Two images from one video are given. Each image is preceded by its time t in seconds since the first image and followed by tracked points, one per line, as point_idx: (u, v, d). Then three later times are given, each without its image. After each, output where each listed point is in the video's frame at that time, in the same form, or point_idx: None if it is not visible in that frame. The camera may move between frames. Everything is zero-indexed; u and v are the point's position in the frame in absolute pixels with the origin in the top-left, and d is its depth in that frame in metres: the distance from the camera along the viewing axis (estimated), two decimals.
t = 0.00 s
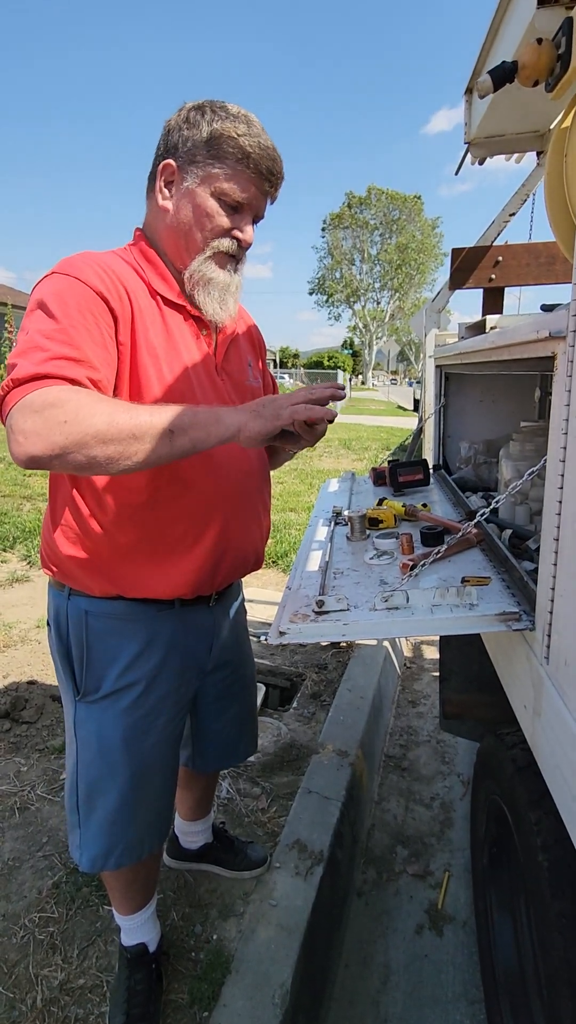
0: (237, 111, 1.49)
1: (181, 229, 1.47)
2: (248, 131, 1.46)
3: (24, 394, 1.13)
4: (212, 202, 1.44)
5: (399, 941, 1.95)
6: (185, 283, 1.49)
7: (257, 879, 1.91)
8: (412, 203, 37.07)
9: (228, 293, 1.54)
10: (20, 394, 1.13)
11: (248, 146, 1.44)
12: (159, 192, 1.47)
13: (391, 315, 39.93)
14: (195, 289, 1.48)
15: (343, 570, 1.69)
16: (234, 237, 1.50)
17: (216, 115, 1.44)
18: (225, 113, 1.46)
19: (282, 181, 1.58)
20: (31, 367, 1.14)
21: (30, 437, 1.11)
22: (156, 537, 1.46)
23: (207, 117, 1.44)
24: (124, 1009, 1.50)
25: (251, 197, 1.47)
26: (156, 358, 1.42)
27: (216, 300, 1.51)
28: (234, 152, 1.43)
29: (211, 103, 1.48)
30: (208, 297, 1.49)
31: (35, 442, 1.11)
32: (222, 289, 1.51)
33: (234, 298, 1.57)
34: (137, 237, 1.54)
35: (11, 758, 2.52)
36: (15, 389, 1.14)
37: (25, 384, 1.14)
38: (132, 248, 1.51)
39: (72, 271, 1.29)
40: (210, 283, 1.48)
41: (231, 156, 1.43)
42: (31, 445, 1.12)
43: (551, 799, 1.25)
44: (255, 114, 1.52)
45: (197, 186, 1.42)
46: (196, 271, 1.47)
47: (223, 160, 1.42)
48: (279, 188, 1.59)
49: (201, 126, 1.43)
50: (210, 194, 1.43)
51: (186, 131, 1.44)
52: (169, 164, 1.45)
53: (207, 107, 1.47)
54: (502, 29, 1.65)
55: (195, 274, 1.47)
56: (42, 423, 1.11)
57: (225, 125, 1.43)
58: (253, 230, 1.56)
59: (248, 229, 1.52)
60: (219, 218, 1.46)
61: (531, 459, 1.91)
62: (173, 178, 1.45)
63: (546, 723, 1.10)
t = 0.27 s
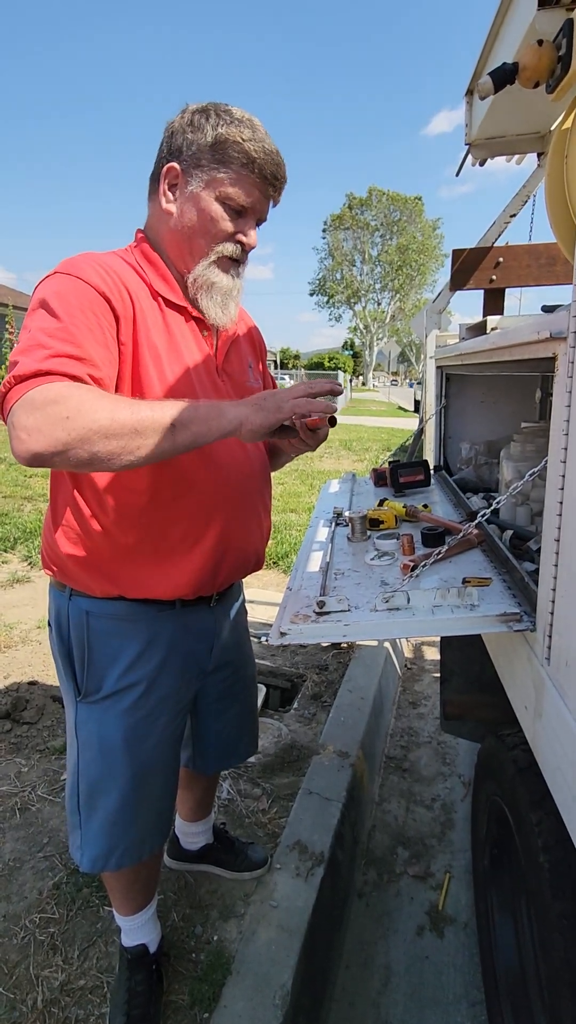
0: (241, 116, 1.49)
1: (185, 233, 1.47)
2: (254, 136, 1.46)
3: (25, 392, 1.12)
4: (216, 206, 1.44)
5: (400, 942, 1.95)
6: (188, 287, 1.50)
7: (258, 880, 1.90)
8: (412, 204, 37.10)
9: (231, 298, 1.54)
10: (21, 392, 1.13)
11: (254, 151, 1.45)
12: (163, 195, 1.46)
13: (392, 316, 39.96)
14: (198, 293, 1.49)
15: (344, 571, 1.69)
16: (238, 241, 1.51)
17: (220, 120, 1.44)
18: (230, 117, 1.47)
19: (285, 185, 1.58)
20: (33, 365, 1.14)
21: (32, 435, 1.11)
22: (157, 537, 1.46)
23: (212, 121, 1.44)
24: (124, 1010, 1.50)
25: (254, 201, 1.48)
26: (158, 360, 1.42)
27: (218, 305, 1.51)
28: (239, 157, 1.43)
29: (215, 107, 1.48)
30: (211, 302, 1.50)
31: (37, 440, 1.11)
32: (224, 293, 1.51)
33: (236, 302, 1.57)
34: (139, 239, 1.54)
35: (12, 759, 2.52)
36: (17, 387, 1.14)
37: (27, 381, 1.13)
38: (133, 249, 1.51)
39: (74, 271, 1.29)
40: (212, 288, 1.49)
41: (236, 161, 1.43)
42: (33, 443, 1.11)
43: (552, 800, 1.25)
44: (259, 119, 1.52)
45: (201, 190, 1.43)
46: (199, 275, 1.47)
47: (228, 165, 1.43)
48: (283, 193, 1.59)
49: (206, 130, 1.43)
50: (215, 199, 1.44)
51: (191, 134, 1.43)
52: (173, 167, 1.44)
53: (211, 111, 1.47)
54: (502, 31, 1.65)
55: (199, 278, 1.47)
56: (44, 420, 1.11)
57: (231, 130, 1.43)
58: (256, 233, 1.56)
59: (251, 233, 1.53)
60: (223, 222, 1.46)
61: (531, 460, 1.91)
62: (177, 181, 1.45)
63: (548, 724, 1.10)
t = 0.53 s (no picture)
0: (246, 120, 1.49)
1: (187, 233, 1.47)
2: (258, 139, 1.46)
3: (29, 400, 1.13)
4: (219, 207, 1.44)
5: (400, 944, 1.95)
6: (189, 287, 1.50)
7: (258, 882, 1.90)
8: (413, 206, 37.14)
9: (232, 298, 1.54)
10: (25, 400, 1.14)
11: (258, 153, 1.45)
12: (166, 195, 1.47)
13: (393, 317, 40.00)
14: (199, 293, 1.49)
15: (345, 572, 1.69)
16: (240, 242, 1.51)
17: (225, 122, 1.45)
18: (235, 120, 1.47)
19: (288, 189, 1.58)
20: (36, 373, 1.15)
21: (35, 443, 1.12)
22: (158, 538, 1.46)
23: (217, 124, 1.44)
24: (124, 1012, 1.50)
25: (258, 204, 1.48)
26: (160, 362, 1.42)
27: (220, 305, 1.51)
28: (243, 159, 1.44)
29: (220, 110, 1.49)
30: (212, 303, 1.50)
31: (40, 448, 1.12)
32: (226, 294, 1.51)
33: (237, 304, 1.57)
34: (141, 240, 1.54)
35: (12, 760, 2.52)
36: (20, 394, 1.15)
37: (30, 390, 1.14)
38: (135, 251, 1.51)
39: (77, 276, 1.29)
40: (214, 289, 1.49)
41: (241, 163, 1.43)
42: (36, 451, 1.12)
43: (553, 801, 1.25)
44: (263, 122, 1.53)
45: (205, 191, 1.43)
46: (201, 276, 1.48)
47: (233, 167, 1.43)
48: (285, 196, 1.60)
49: (210, 132, 1.43)
50: (218, 199, 1.44)
51: (196, 136, 1.44)
52: (177, 168, 1.45)
53: (216, 114, 1.47)
54: (503, 33, 1.65)
55: (201, 278, 1.48)
56: (47, 428, 1.12)
57: (235, 132, 1.44)
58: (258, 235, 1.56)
59: (253, 235, 1.53)
60: (227, 223, 1.46)
61: (532, 461, 1.91)
62: (181, 182, 1.45)
63: (548, 726, 1.10)
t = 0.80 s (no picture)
0: (248, 123, 1.50)
1: (187, 231, 1.48)
2: (259, 141, 1.47)
3: (35, 401, 1.13)
4: (219, 205, 1.45)
5: (401, 946, 1.95)
6: (188, 283, 1.50)
7: (258, 883, 1.90)
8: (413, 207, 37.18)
9: (232, 295, 1.54)
10: (31, 400, 1.14)
11: (258, 153, 1.46)
12: (167, 194, 1.48)
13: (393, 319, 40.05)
14: (198, 288, 1.48)
15: (345, 573, 1.69)
16: (239, 241, 1.51)
17: (227, 124, 1.46)
18: (237, 123, 1.48)
19: (289, 191, 1.59)
20: (41, 374, 1.15)
21: (41, 444, 1.12)
22: (160, 539, 1.46)
23: (218, 125, 1.45)
24: (124, 1013, 1.50)
25: (257, 203, 1.48)
26: (161, 362, 1.42)
27: (220, 302, 1.51)
28: (243, 158, 1.44)
29: (222, 113, 1.49)
30: (212, 299, 1.49)
31: (45, 449, 1.12)
32: (226, 291, 1.51)
33: (237, 302, 1.57)
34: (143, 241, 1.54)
35: (12, 761, 2.52)
36: (27, 395, 1.15)
37: (35, 391, 1.14)
38: (136, 253, 1.51)
39: (80, 279, 1.29)
40: (213, 284, 1.48)
41: (240, 162, 1.44)
42: (41, 452, 1.12)
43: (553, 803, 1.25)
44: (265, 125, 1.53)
45: (205, 188, 1.43)
46: (200, 272, 1.48)
47: (232, 166, 1.44)
48: (287, 198, 1.60)
49: (212, 132, 1.44)
50: (218, 198, 1.44)
51: (197, 137, 1.45)
52: (178, 167, 1.46)
53: (219, 117, 1.48)
54: (503, 36, 1.66)
55: (200, 275, 1.48)
56: (52, 430, 1.12)
57: (236, 133, 1.45)
58: (258, 236, 1.57)
59: (252, 235, 1.53)
60: (226, 221, 1.47)
61: (532, 463, 1.91)
62: (182, 181, 1.46)
63: (549, 728, 1.10)
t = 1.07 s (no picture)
0: (246, 123, 1.50)
1: (189, 236, 1.47)
2: (257, 141, 1.46)
3: (37, 400, 1.13)
4: (220, 209, 1.45)
5: (402, 948, 1.94)
6: (191, 289, 1.50)
7: (258, 885, 1.90)
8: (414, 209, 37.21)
9: (236, 297, 1.54)
10: (33, 399, 1.13)
11: (256, 155, 1.46)
12: (168, 200, 1.48)
13: (393, 320, 40.06)
14: (202, 294, 1.49)
15: (345, 574, 1.69)
16: (242, 243, 1.51)
17: (224, 126, 1.45)
18: (234, 123, 1.47)
19: (289, 189, 1.59)
20: (43, 373, 1.15)
21: (42, 443, 1.12)
22: (160, 540, 1.46)
23: (216, 128, 1.45)
24: (124, 1015, 1.50)
25: (259, 204, 1.48)
26: (161, 364, 1.42)
27: (224, 304, 1.51)
28: (242, 161, 1.44)
29: (220, 115, 1.49)
30: (216, 302, 1.50)
31: (47, 448, 1.12)
32: (229, 293, 1.52)
33: (241, 303, 1.58)
34: (144, 244, 1.54)
35: (12, 762, 2.52)
36: (29, 394, 1.14)
37: (37, 390, 1.14)
38: (139, 255, 1.51)
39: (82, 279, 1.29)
40: (217, 289, 1.49)
41: (239, 164, 1.44)
42: (42, 451, 1.12)
43: (554, 805, 1.24)
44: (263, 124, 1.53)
45: (206, 194, 1.43)
46: (203, 277, 1.48)
47: (232, 168, 1.43)
48: (287, 196, 1.60)
49: (210, 136, 1.44)
50: (219, 202, 1.44)
51: (196, 140, 1.45)
52: (178, 172, 1.46)
53: (216, 118, 1.48)
54: (503, 37, 1.66)
55: (203, 279, 1.48)
56: (54, 428, 1.12)
57: (234, 135, 1.44)
58: (261, 237, 1.57)
59: (255, 236, 1.53)
60: (228, 225, 1.47)
61: (533, 464, 1.91)
62: (182, 186, 1.46)
63: (550, 729, 1.09)
